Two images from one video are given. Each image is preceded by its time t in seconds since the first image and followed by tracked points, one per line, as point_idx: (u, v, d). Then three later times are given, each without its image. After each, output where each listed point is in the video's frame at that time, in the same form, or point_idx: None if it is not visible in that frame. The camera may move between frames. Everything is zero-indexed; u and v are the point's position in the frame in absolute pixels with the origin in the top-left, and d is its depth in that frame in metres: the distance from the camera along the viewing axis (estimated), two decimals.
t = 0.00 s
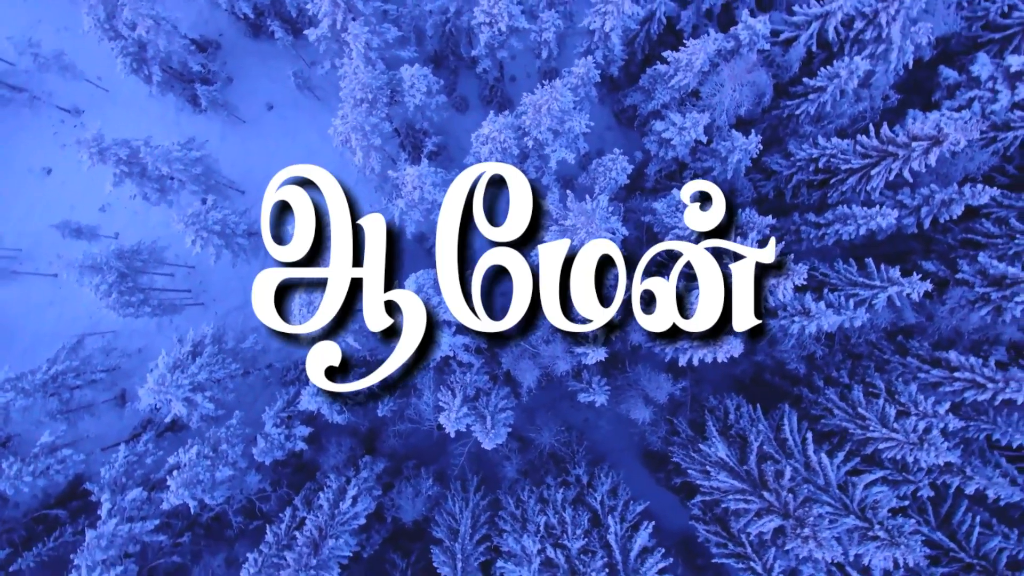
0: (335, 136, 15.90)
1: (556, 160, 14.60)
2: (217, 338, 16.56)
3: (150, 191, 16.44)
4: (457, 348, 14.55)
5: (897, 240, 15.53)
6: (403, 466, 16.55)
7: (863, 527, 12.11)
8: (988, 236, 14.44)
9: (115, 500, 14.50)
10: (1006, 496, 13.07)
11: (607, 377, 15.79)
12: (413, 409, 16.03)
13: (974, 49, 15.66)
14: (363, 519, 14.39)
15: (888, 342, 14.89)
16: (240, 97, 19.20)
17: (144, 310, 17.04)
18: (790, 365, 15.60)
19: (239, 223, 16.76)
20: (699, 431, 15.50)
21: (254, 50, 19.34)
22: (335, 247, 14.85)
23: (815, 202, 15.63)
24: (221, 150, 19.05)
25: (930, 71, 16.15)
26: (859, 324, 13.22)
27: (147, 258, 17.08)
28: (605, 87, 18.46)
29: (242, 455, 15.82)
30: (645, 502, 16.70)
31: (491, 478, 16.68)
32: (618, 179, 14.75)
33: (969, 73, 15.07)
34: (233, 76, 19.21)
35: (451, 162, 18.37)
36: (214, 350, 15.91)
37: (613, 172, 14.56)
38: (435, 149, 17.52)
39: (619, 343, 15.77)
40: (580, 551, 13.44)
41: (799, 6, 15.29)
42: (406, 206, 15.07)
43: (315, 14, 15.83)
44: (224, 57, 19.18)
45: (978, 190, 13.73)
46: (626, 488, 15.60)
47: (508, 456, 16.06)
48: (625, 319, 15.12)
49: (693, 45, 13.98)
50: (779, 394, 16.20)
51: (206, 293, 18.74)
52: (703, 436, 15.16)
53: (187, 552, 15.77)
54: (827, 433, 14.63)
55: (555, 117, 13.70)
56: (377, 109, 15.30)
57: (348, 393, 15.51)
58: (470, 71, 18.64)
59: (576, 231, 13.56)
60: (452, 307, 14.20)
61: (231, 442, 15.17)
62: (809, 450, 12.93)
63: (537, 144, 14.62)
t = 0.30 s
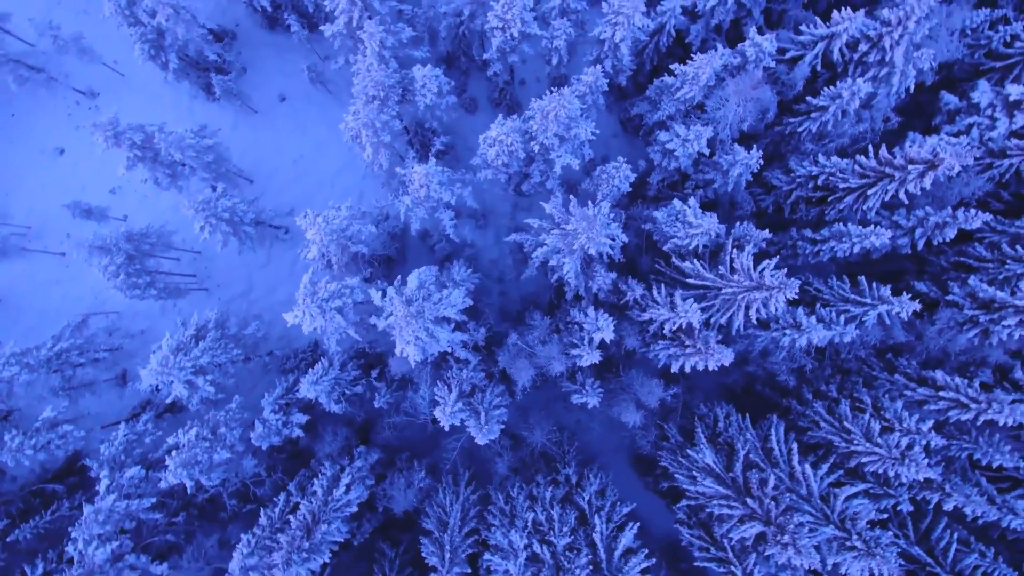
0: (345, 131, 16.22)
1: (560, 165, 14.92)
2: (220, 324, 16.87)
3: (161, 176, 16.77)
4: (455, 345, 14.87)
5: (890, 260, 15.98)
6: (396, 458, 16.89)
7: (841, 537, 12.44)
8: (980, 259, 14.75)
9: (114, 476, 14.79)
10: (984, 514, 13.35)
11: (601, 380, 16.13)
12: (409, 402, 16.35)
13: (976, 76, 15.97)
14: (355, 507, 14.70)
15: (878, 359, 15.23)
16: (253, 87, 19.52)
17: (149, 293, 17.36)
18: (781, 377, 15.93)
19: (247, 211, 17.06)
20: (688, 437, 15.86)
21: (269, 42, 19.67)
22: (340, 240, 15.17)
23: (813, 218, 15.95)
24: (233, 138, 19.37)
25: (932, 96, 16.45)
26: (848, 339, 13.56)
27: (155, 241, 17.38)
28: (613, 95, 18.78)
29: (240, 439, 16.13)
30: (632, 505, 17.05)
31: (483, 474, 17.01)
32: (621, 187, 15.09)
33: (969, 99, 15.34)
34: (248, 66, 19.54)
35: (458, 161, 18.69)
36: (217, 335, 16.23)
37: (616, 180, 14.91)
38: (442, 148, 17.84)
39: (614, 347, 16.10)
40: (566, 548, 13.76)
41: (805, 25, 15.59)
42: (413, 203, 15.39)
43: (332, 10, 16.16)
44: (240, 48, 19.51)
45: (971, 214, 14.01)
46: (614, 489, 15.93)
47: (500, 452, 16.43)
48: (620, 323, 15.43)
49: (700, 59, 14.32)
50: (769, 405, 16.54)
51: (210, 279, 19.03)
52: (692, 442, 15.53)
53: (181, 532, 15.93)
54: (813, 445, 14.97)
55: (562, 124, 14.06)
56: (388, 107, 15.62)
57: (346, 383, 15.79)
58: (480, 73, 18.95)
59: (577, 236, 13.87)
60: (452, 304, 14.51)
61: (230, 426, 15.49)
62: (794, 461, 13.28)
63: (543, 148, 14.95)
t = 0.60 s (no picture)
0: (358, 125, 16.56)
1: (565, 171, 15.28)
2: (224, 307, 17.22)
3: (175, 159, 17.11)
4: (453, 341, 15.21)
5: (884, 282, 16.33)
6: (388, 448, 17.23)
7: (817, 549, 12.80)
8: (970, 287, 15.10)
9: (113, 449, 15.15)
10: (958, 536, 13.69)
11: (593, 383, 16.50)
12: (404, 394, 16.69)
13: (978, 108, 16.32)
14: (346, 493, 15.05)
15: (865, 379, 15.59)
16: (269, 77, 19.87)
17: (156, 273, 17.69)
18: (769, 391, 16.29)
19: (256, 198, 17.41)
20: (675, 444, 16.23)
21: (287, 33, 20.02)
22: (347, 232, 15.51)
23: (810, 237, 16.31)
24: (246, 126, 19.72)
25: (933, 124, 16.80)
26: (835, 357, 13.92)
27: (165, 223, 17.72)
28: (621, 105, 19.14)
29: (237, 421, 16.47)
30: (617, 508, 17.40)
31: (472, 470, 17.36)
32: (624, 196, 15.45)
33: (968, 130, 15.71)
34: (265, 56, 19.89)
35: (466, 161, 19.04)
36: (221, 318, 16.59)
37: (619, 189, 15.28)
38: (452, 148, 18.19)
39: (608, 352, 16.45)
40: (549, 544, 14.11)
41: (813, 49, 15.94)
42: (419, 200, 15.73)
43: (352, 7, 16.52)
44: (259, 37, 19.87)
45: (962, 243, 14.34)
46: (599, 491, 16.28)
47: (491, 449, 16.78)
48: (615, 329, 15.79)
49: (708, 76, 14.69)
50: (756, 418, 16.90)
51: (215, 262, 19.36)
52: (678, 449, 15.89)
53: (174, 508, 16.25)
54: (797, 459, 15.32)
55: (570, 131, 14.42)
56: (401, 105, 15.97)
57: (345, 372, 16.13)
58: (493, 75, 19.31)
59: (578, 242, 14.21)
60: (452, 301, 14.85)
61: (228, 407, 15.84)
62: (775, 473, 13.64)
63: (549, 154, 15.32)
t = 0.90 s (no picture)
0: (369, 121, 16.89)
1: (569, 177, 15.64)
2: (228, 292, 17.56)
3: (187, 145, 17.43)
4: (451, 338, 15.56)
5: (877, 301, 16.67)
6: (382, 439, 17.57)
7: (794, 557, 13.14)
8: (960, 311, 15.43)
9: (113, 426, 15.50)
10: (934, 552, 14.03)
11: (587, 385, 16.83)
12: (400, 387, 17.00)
13: (977, 136, 16.66)
14: (339, 480, 15.38)
15: (852, 395, 15.95)
16: (284, 68, 20.20)
17: (164, 256, 17.99)
18: (758, 402, 16.66)
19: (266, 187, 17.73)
20: (663, 449, 16.60)
21: (304, 26, 20.35)
22: (353, 226, 15.84)
23: (805, 254, 16.66)
24: (259, 115, 20.05)
25: (933, 150, 17.15)
26: (822, 372, 14.26)
27: (175, 207, 18.06)
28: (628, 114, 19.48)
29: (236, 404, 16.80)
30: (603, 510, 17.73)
31: (463, 465, 17.68)
32: (625, 204, 15.79)
33: (966, 157, 16.07)
34: (281, 48, 20.22)
35: (473, 162, 19.38)
36: (226, 303, 16.93)
37: (622, 198, 15.64)
38: (460, 148, 18.52)
39: (602, 356, 16.81)
40: (536, 541, 14.45)
41: (818, 70, 16.30)
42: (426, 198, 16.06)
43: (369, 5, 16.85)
44: (275, 29, 20.21)
45: (953, 267, 14.70)
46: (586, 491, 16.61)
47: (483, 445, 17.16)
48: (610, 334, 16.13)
49: (713, 92, 15.05)
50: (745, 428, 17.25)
51: (222, 247, 19.66)
52: (666, 455, 16.24)
53: (170, 487, 16.62)
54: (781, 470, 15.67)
55: (576, 139, 14.78)
56: (412, 104, 16.29)
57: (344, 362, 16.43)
58: (503, 79, 19.66)
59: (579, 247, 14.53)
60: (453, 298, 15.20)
61: (229, 390, 16.19)
62: (758, 482, 14.00)
63: (555, 159, 15.67)
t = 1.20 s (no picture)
0: (381, 118, 17.28)
1: (573, 184, 16.02)
2: (234, 276, 17.94)
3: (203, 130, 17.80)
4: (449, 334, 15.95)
5: (866, 323, 17.12)
6: (376, 429, 17.99)
7: (770, 566, 13.51)
8: (948, 337, 15.81)
9: (115, 400, 15.89)
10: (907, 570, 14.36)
11: (579, 388, 17.25)
12: (397, 378, 17.39)
13: (974, 168, 17.03)
14: (332, 466, 15.76)
15: (837, 413, 16.34)
16: (301, 60, 20.61)
17: (173, 237, 18.38)
18: (745, 415, 17.05)
19: (277, 176, 18.11)
20: (649, 455, 17.01)
21: (323, 20, 20.76)
22: (361, 219, 16.23)
23: (800, 273, 17.05)
24: (274, 104, 20.45)
25: (931, 178, 17.53)
26: (808, 388, 14.66)
27: (187, 190, 18.44)
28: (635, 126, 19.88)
29: (235, 386, 17.17)
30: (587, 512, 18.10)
31: (454, 458, 18.09)
32: (627, 214, 16.17)
33: (962, 188, 16.42)
34: (299, 40, 20.63)
35: (481, 163, 19.76)
36: (231, 287, 17.32)
37: (624, 207, 16.04)
38: (468, 149, 18.92)
39: (595, 361, 17.20)
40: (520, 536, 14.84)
41: (823, 94, 16.68)
42: (433, 196, 16.46)
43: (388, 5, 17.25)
44: (294, 21, 20.62)
45: (941, 294, 15.07)
46: (572, 491, 16.97)
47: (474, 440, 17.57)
48: (605, 339, 16.52)
49: (719, 109, 15.45)
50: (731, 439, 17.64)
51: (229, 232, 20.05)
52: (652, 461, 16.65)
53: (166, 463, 17.00)
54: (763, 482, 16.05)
55: (582, 147, 15.18)
56: (425, 104, 16.67)
57: (344, 351, 16.82)
58: (515, 83, 20.06)
59: (579, 253, 14.91)
60: (454, 295, 15.59)
61: (229, 372, 16.57)
62: (739, 491, 14.40)
63: (560, 166, 16.06)
